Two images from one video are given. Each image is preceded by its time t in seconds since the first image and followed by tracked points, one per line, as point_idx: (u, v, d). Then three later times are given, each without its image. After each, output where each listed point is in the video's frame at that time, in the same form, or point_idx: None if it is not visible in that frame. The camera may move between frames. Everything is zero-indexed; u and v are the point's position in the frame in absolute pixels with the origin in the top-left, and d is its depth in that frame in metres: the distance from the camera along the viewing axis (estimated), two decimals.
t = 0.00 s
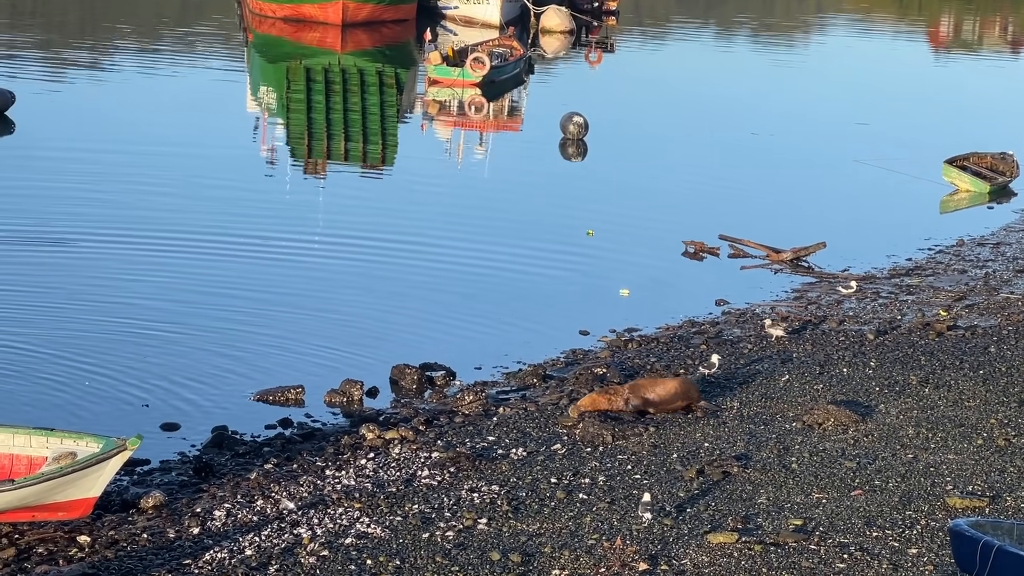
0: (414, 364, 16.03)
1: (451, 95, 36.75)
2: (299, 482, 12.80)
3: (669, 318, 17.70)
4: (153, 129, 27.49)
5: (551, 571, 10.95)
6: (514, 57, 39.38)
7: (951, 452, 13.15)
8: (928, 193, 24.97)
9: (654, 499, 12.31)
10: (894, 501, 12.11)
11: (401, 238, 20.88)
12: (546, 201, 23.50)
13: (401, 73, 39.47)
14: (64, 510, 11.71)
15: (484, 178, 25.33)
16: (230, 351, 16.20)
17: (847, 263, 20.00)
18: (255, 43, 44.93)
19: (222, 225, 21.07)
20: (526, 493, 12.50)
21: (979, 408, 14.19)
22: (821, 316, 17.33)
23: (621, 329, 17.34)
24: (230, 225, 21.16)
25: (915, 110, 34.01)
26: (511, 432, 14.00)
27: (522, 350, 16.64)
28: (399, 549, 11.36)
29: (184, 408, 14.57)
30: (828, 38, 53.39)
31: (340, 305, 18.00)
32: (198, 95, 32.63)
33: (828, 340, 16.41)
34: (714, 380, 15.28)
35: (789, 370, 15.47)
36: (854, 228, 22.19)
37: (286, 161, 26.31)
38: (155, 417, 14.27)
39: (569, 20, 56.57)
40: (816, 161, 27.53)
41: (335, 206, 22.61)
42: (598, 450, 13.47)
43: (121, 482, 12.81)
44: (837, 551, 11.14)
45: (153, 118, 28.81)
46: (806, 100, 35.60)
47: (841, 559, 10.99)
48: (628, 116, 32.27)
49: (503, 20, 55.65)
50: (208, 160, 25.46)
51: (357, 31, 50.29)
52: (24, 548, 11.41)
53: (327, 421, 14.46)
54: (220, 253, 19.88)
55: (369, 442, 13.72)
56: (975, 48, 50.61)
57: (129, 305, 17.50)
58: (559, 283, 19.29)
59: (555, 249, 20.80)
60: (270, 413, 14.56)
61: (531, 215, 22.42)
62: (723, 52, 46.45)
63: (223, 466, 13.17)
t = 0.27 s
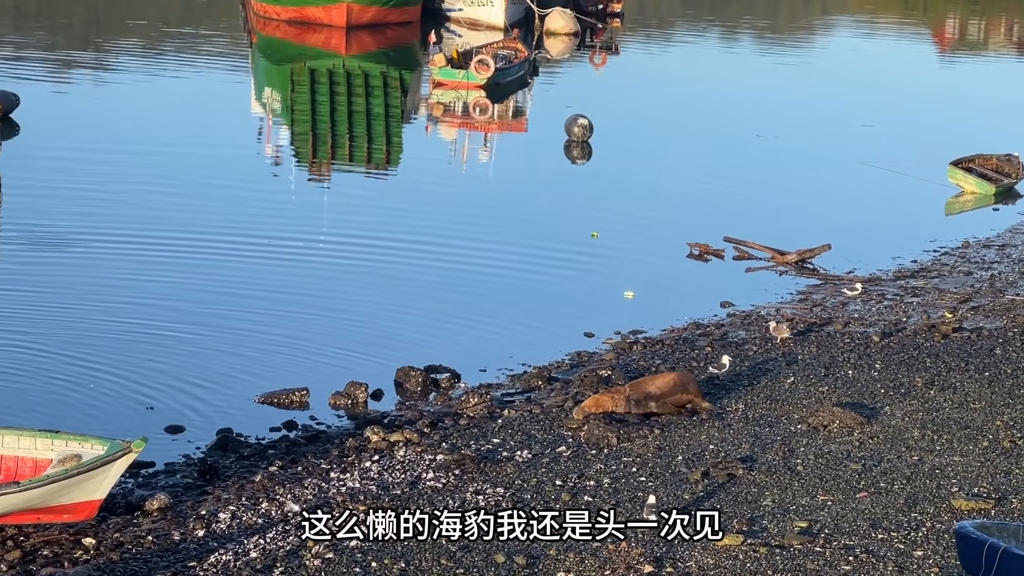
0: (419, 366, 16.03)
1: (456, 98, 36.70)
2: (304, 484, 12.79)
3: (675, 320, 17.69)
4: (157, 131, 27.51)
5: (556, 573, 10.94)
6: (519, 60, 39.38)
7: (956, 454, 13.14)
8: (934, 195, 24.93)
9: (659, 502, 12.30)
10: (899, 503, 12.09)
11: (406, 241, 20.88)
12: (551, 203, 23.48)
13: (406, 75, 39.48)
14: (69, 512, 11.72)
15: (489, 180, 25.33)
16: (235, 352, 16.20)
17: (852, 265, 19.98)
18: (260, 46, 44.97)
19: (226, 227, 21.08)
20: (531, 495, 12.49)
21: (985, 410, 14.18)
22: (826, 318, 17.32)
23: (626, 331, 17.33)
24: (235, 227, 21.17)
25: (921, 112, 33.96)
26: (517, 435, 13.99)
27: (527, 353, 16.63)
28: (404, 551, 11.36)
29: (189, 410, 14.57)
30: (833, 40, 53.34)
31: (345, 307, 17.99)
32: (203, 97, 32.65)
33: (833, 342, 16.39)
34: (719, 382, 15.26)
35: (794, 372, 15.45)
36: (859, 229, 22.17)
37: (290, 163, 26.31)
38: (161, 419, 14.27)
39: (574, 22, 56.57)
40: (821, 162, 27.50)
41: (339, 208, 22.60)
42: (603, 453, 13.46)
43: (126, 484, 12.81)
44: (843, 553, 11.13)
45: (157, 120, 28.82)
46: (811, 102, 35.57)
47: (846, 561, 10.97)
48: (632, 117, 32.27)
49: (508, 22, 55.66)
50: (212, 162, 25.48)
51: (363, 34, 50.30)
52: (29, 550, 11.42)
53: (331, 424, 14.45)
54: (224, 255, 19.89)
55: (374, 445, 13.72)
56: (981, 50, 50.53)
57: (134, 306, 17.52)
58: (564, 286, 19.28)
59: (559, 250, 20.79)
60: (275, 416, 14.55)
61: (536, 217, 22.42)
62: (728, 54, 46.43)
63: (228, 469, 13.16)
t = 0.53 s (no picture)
0: (425, 369, 16.05)
1: (462, 101, 36.65)
2: (310, 487, 12.81)
3: (680, 323, 17.70)
4: (161, 134, 27.56)
5: None
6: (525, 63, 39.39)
7: (962, 457, 13.14)
8: (938, 198, 24.95)
9: (665, 504, 12.32)
10: (905, 505, 12.10)
11: (410, 244, 20.90)
12: (556, 206, 23.50)
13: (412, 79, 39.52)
14: (75, 515, 11.72)
15: (494, 183, 25.36)
16: (241, 355, 16.22)
17: (857, 268, 19.99)
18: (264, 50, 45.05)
19: (231, 230, 21.11)
20: (537, 498, 12.51)
21: (991, 412, 14.18)
22: (832, 321, 17.33)
23: (631, 334, 17.35)
24: (239, 230, 21.20)
25: (927, 115, 33.96)
26: (523, 437, 14.00)
27: (533, 355, 16.65)
28: (410, 554, 11.37)
29: (195, 414, 14.59)
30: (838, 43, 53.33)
31: (351, 310, 18.00)
32: (206, 100, 32.70)
33: (839, 345, 16.41)
34: (724, 385, 15.27)
35: (799, 375, 15.46)
36: (864, 232, 22.18)
37: (294, 166, 26.35)
38: (167, 421, 14.28)
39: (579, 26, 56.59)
40: (825, 166, 27.52)
41: (344, 211, 22.63)
42: (609, 455, 13.47)
43: (132, 487, 12.82)
44: (848, 556, 11.13)
45: (161, 123, 28.87)
46: (817, 106, 35.58)
47: (852, 564, 10.98)
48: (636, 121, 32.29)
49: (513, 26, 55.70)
50: (216, 166, 25.52)
51: (369, 38, 50.36)
52: (36, 553, 11.44)
53: (338, 426, 14.46)
54: (229, 258, 19.92)
55: (380, 448, 13.73)
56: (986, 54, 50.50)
57: (141, 309, 17.55)
58: (568, 289, 19.30)
59: (564, 253, 20.81)
60: (281, 418, 14.57)
61: (541, 220, 22.44)
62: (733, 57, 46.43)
63: (234, 471, 13.18)
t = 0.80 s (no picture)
0: (431, 374, 16.03)
1: (469, 106, 36.70)
2: (317, 493, 12.79)
3: (686, 329, 17.68)
4: (166, 139, 27.58)
5: None
6: (532, 67, 39.36)
7: (970, 463, 13.12)
8: (945, 203, 24.93)
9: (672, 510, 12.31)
10: (912, 511, 12.08)
11: (416, 248, 20.89)
12: (562, 211, 23.49)
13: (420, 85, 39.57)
14: (82, 521, 11.68)
15: (499, 187, 25.35)
16: (248, 361, 16.20)
17: (864, 273, 19.97)
18: (270, 54, 45.12)
19: (236, 235, 21.10)
20: (544, 504, 12.49)
21: (999, 418, 14.16)
22: (839, 326, 17.32)
23: (638, 339, 17.33)
24: (245, 234, 21.19)
25: (934, 120, 33.93)
26: (530, 443, 13.98)
27: (539, 361, 16.63)
28: (416, 560, 11.35)
29: (202, 420, 14.56)
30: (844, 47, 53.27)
31: (357, 315, 17.99)
32: (211, 104, 32.70)
33: (846, 350, 16.39)
34: (731, 391, 15.24)
35: (806, 381, 15.44)
36: (870, 237, 22.16)
37: (300, 170, 26.34)
38: (174, 427, 14.26)
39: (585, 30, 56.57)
40: (831, 170, 27.51)
41: (349, 216, 22.63)
42: (616, 461, 13.45)
43: (139, 493, 12.80)
44: (856, 561, 11.11)
45: (166, 128, 28.89)
46: (823, 111, 35.55)
47: (859, 569, 10.96)
48: (642, 126, 32.28)
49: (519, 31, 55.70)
50: (221, 170, 25.52)
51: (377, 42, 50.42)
52: (42, 559, 11.42)
53: (345, 432, 14.44)
54: (234, 262, 19.90)
55: (387, 453, 13.71)
56: (993, 58, 50.42)
57: (149, 313, 17.58)
58: (574, 294, 19.28)
59: (569, 258, 20.79)
60: (288, 424, 14.54)
61: (547, 225, 22.43)
62: (738, 62, 46.40)
63: (241, 477, 13.16)
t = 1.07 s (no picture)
0: (437, 380, 16.03)
1: (476, 112, 36.72)
2: (323, 498, 12.79)
3: (693, 334, 17.67)
4: (172, 144, 27.62)
5: None
6: (538, 73, 39.37)
7: (977, 469, 13.10)
8: (952, 209, 24.91)
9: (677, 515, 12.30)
10: (919, 517, 12.06)
11: (422, 254, 20.89)
12: (569, 216, 23.49)
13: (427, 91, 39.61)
14: (89, 526, 11.71)
15: (506, 192, 25.36)
16: (254, 367, 16.21)
17: (871, 278, 19.95)
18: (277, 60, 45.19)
19: (242, 240, 21.12)
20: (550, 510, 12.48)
21: (1005, 424, 14.15)
22: (845, 332, 17.30)
23: (644, 345, 17.33)
24: (251, 240, 21.21)
25: (942, 126, 33.89)
26: (535, 449, 13.97)
27: (545, 367, 16.63)
28: (422, 566, 11.35)
29: (208, 425, 14.56)
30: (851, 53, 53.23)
31: (363, 320, 18.00)
32: (217, 109, 32.74)
33: (852, 356, 16.37)
34: (737, 397, 15.23)
35: (812, 387, 15.42)
36: (877, 243, 22.14)
37: (307, 176, 26.36)
38: (180, 432, 14.27)
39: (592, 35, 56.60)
40: (837, 176, 27.49)
41: (355, 221, 22.65)
42: (621, 466, 13.44)
43: (145, 498, 12.80)
44: (862, 568, 11.10)
45: (173, 133, 28.93)
46: (831, 116, 35.54)
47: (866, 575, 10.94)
48: (648, 131, 32.29)
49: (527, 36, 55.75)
50: (227, 176, 25.55)
51: (383, 48, 50.45)
52: (49, 564, 11.42)
53: (351, 438, 14.44)
54: (240, 267, 19.92)
55: (392, 459, 13.70)
56: (1000, 63, 50.36)
57: (157, 317, 17.61)
58: (580, 299, 19.28)
59: (576, 263, 20.78)
60: (294, 430, 14.54)
61: (553, 231, 22.43)
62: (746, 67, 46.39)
63: (247, 482, 13.16)
